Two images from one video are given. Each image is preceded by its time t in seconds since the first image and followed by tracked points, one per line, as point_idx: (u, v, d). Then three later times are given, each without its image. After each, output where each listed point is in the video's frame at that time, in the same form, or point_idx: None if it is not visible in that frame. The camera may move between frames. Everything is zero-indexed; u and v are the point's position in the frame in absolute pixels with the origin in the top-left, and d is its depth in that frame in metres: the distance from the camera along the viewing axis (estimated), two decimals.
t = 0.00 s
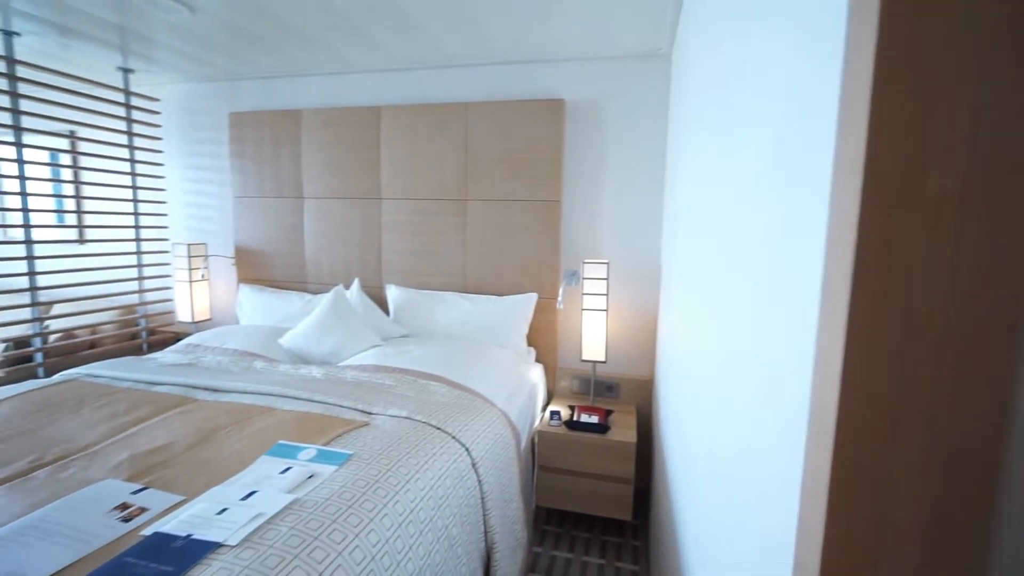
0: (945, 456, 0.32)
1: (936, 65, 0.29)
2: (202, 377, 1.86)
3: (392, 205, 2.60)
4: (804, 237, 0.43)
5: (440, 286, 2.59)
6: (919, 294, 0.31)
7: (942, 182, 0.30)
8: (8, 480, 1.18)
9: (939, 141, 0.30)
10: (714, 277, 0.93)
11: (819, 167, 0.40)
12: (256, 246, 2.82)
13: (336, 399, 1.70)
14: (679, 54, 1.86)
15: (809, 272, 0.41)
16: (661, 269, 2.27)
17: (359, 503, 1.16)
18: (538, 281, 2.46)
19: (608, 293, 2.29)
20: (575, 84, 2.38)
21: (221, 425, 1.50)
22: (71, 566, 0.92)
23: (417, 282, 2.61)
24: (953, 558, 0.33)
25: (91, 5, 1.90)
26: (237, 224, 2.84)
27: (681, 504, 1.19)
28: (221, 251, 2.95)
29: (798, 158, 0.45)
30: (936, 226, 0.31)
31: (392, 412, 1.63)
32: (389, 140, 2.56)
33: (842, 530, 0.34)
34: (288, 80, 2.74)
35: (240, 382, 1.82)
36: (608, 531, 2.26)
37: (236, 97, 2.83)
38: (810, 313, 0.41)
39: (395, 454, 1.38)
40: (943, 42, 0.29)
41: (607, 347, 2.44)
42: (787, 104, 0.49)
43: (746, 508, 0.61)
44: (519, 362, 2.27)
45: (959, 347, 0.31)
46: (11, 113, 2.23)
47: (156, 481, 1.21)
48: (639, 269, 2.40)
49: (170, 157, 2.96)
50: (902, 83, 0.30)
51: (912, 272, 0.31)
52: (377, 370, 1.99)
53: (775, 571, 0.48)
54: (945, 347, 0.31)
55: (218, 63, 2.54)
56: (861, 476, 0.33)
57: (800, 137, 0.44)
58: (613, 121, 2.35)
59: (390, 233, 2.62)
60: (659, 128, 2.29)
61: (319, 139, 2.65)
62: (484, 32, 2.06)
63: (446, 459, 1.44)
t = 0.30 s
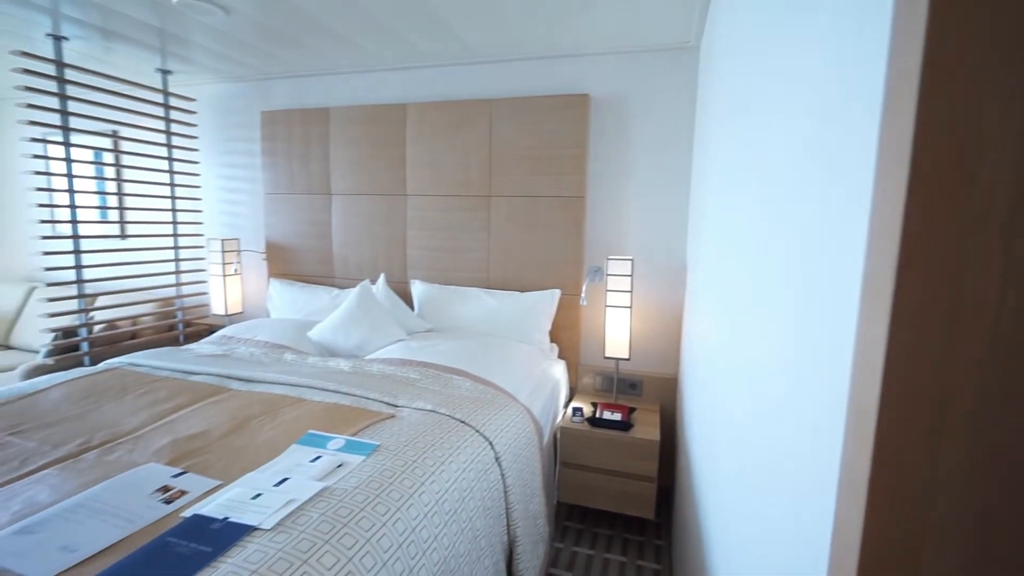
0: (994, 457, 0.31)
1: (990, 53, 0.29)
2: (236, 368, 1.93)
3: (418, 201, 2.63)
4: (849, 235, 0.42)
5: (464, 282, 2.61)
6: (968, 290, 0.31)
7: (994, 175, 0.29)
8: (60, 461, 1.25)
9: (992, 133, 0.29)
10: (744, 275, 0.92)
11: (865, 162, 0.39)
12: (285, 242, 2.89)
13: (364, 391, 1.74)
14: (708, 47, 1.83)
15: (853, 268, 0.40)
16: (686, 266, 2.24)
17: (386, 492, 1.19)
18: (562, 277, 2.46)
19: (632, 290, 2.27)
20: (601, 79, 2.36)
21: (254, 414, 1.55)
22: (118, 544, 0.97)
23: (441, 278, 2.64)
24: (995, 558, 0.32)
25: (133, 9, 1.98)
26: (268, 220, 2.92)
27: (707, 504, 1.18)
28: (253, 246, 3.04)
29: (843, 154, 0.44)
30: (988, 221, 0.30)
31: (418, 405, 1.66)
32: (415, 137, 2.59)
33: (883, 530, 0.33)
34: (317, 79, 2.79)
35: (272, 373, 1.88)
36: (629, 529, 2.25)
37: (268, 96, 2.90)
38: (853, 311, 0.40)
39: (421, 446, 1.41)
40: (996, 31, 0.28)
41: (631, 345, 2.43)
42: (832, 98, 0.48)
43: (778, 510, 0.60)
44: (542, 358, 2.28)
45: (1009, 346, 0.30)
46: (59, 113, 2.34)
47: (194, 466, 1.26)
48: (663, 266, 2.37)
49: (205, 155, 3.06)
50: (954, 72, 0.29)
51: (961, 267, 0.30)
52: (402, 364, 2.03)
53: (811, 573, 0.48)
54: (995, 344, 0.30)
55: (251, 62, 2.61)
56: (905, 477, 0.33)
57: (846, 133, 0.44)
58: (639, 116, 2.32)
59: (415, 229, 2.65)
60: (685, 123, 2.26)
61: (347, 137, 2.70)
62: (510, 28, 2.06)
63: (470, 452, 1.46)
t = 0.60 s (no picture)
0: None
1: None
2: (266, 359, 1.99)
3: (442, 198, 2.66)
4: (888, 230, 0.41)
5: (487, 278, 2.63)
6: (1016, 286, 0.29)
7: None
8: (106, 444, 1.31)
9: None
10: (773, 272, 0.91)
11: (907, 156, 0.38)
12: (314, 237, 2.96)
13: (389, 383, 1.77)
14: (738, 39, 1.79)
15: (892, 265, 0.40)
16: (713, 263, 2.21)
17: (412, 483, 1.22)
18: (585, 274, 2.45)
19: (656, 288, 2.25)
20: (627, 74, 2.34)
21: (285, 404, 1.60)
22: (160, 523, 1.02)
23: (464, 274, 2.66)
24: None
25: (171, 10, 2.05)
26: (297, 216, 3.00)
27: (734, 503, 1.16)
28: (282, 241, 3.12)
29: (882, 149, 0.43)
30: None
31: (442, 399, 1.69)
32: (440, 133, 2.61)
33: (918, 529, 0.33)
34: (345, 77, 2.84)
35: (301, 365, 1.93)
36: (651, 528, 2.23)
37: (297, 95, 2.97)
38: (891, 308, 0.39)
39: (445, 438, 1.43)
40: None
41: (655, 343, 2.40)
42: (871, 91, 0.47)
43: (808, 508, 0.60)
44: (564, 354, 2.28)
45: None
46: (102, 113, 2.45)
47: (230, 452, 1.31)
48: (689, 263, 2.34)
49: (237, 153, 3.15)
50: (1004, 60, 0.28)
51: (1009, 262, 0.29)
52: (426, 357, 2.06)
53: (842, 572, 0.47)
54: None
55: (282, 62, 2.68)
56: (944, 476, 0.32)
57: (885, 128, 0.43)
58: (666, 110, 2.29)
59: (439, 225, 2.68)
60: (713, 118, 2.22)
61: (373, 134, 2.74)
62: (536, 23, 2.05)
63: (493, 446, 1.48)
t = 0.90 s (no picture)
0: None
1: None
2: (301, 349, 2.06)
3: (471, 193, 2.68)
4: (934, 224, 0.40)
5: (514, 273, 2.64)
6: None
7: None
8: (154, 425, 1.39)
9: None
10: (809, 269, 0.89)
11: (956, 146, 0.37)
12: (345, 232, 3.04)
13: (418, 375, 1.81)
14: (776, 30, 1.74)
15: (939, 261, 0.39)
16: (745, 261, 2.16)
17: (441, 472, 1.24)
18: (613, 271, 2.43)
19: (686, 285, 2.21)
20: (658, 68, 2.30)
21: (318, 393, 1.65)
22: (205, 501, 1.07)
23: (492, 269, 2.68)
24: None
25: (214, 12, 2.12)
26: (329, 211, 3.08)
27: (765, 504, 1.14)
28: (315, 236, 3.20)
29: (928, 143, 0.42)
30: None
31: (469, 391, 1.71)
32: (469, 129, 2.63)
33: (963, 531, 0.32)
34: (377, 74, 2.89)
35: (333, 355, 1.99)
36: (677, 528, 2.21)
37: (331, 93, 3.04)
38: (937, 303, 0.38)
39: (473, 430, 1.45)
40: None
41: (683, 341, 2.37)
42: (916, 82, 0.46)
43: (843, 509, 0.59)
44: (591, 351, 2.27)
45: None
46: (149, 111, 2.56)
47: (268, 436, 1.36)
48: (720, 261, 2.30)
49: (273, 150, 3.25)
50: None
51: None
52: (454, 351, 2.09)
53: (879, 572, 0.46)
54: None
55: (316, 60, 2.74)
56: (991, 477, 0.31)
57: (932, 120, 0.42)
58: (698, 104, 2.25)
59: (468, 221, 2.71)
60: (748, 111, 2.16)
61: (404, 130, 2.79)
62: (567, 17, 2.04)
63: (519, 439, 1.49)
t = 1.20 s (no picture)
0: None
1: None
2: (328, 342, 2.10)
3: (493, 189, 2.70)
4: (972, 220, 0.40)
5: (536, 270, 2.64)
6: None
7: None
8: (190, 412, 1.45)
9: None
10: (840, 268, 0.87)
11: (998, 141, 0.37)
12: (370, 227, 3.09)
13: (442, 369, 1.83)
14: (807, 22, 1.70)
15: (978, 257, 0.38)
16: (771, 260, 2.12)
17: (464, 464, 1.26)
18: (635, 268, 2.42)
19: (710, 283, 2.18)
20: (684, 63, 2.27)
21: (344, 384, 1.69)
22: (238, 485, 1.11)
23: (513, 265, 2.69)
24: None
25: (246, 12, 2.18)
26: (355, 207, 3.13)
27: (790, 506, 1.13)
28: (341, 231, 3.27)
29: (968, 138, 0.42)
30: None
31: (491, 385, 1.73)
32: (493, 125, 2.64)
33: (1000, 531, 0.32)
34: (402, 71, 2.93)
35: (359, 348, 2.03)
36: (697, 528, 2.19)
37: (357, 90, 3.09)
38: (975, 300, 0.38)
39: (495, 424, 1.47)
40: None
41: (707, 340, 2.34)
42: (957, 75, 0.45)
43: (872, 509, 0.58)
44: (612, 348, 2.27)
45: None
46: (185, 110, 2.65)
47: (296, 425, 1.41)
48: (745, 259, 2.26)
49: (301, 147, 3.33)
50: None
51: None
52: (476, 346, 2.11)
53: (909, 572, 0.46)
54: None
55: (343, 58, 2.79)
56: None
57: (974, 115, 0.41)
58: (725, 99, 2.21)
59: (490, 217, 2.72)
60: (776, 107, 2.12)
61: (428, 127, 2.82)
62: (591, 13, 2.03)
63: (541, 434, 1.50)
